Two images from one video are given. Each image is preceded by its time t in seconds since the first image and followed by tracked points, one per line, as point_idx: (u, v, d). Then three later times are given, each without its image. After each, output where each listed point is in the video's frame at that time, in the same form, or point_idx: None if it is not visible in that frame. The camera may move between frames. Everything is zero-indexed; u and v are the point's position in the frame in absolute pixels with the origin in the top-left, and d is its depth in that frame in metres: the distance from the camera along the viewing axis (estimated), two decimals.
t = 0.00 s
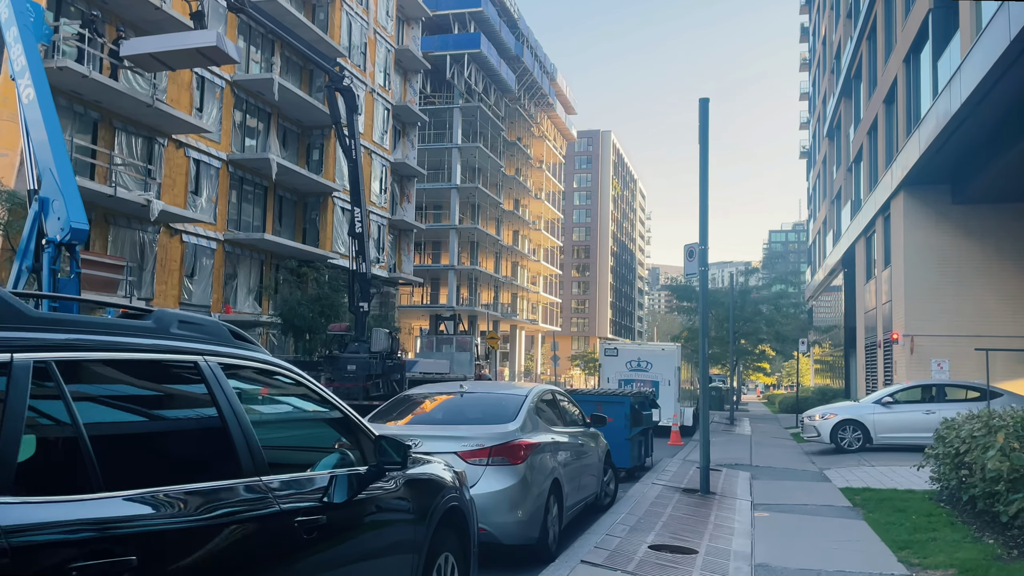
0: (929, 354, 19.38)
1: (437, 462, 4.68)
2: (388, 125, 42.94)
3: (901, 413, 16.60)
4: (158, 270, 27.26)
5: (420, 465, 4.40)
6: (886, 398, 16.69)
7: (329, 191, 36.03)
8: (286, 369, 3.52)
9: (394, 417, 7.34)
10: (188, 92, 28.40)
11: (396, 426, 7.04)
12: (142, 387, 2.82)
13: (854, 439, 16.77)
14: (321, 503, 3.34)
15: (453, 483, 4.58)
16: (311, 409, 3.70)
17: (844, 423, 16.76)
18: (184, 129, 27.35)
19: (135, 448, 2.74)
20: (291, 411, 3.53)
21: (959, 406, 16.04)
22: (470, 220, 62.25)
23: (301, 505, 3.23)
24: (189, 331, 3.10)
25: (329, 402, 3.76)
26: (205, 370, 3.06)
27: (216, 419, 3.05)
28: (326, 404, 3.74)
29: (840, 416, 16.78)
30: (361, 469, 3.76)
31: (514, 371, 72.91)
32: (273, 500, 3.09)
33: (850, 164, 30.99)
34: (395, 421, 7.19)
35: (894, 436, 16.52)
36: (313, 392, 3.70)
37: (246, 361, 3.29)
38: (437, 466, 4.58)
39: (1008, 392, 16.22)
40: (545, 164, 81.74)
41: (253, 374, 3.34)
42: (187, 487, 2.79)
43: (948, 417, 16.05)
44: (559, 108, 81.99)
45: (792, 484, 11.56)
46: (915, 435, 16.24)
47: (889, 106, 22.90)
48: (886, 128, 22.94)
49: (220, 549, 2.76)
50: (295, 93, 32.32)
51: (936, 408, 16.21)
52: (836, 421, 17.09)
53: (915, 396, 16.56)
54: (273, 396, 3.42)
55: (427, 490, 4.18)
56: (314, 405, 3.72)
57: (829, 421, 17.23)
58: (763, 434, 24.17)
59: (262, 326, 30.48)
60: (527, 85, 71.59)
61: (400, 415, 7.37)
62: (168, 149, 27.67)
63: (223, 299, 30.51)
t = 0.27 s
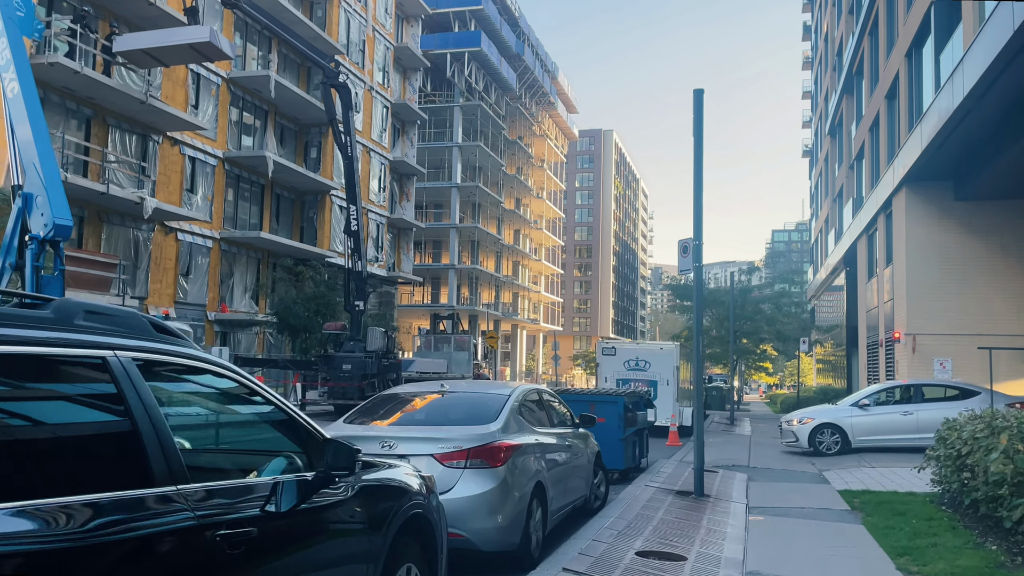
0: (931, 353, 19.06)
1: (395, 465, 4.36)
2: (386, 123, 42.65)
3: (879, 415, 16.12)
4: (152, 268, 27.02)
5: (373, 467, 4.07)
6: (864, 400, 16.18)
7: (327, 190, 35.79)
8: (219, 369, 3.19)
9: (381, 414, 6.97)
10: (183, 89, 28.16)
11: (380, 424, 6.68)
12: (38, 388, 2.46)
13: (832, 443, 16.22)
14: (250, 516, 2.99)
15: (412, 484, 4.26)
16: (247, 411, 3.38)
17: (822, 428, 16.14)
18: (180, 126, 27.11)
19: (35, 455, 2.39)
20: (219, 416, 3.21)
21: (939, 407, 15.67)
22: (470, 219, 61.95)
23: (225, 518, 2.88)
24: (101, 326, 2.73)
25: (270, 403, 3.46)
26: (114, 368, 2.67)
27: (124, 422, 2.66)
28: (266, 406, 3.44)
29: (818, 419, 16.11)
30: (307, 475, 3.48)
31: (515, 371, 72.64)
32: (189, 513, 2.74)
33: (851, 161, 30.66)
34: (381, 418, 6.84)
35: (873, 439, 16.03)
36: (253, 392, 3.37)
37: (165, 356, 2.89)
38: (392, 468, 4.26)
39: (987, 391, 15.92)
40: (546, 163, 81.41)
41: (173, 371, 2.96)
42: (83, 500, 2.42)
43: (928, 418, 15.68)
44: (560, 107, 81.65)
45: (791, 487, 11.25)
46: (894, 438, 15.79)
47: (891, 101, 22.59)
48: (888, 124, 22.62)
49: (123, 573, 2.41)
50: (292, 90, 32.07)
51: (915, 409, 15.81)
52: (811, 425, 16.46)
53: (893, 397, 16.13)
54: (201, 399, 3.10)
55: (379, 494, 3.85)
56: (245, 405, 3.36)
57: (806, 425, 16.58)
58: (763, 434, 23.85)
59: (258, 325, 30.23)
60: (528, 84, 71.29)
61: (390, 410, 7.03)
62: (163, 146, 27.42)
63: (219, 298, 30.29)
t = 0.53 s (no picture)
0: (934, 356, 18.77)
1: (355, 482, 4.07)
2: (386, 124, 42.41)
3: (855, 420, 15.58)
4: (148, 270, 26.79)
5: (327, 486, 3.78)
6: (839, 404, 15.64)
7: (325, 191, 35.56)
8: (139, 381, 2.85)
9: (368, 420, 6.65)
10: (179, 89, 27.95)
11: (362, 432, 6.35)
12: None
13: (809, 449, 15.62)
14: (166, 548, 2.70)
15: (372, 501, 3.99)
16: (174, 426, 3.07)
17: (798, 433, 15.55)
18: (175, 127, 26.90)
19: None
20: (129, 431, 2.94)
21: (917, 410, 15.25)
22: (471, 221, 61.70)
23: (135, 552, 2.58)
24: None
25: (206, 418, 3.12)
26: (3, 382, 2.36)
27: (13, 444, 2.37)
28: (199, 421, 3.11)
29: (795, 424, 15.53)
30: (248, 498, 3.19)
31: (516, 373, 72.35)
32: (89, 548, 2.44)
33: (854, 162, 30.34)
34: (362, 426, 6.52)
35: (850, 445, 15.43)
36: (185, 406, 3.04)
37: (69, 369, 2.59)
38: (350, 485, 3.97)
39: (965, 393, 15.52)
40: (548, 165, 81.13)
41: (80, 383, 2.65)
42: None
43: (906, 422, 15.21)
44: (562, 108, 81.39)
45: (788, 494, 10.97)
46: (872, 443, 15.26)
47: (894, 101, 22.27)
48: (891, 124, 22.33)
49: None
50: (289, 90, 31.83)
51: (892, 414, 15.33)
52: (789, 432, 15.83)
53: (870, 401, 15.64)
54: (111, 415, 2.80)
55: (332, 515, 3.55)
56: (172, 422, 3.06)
57: (783, 432, 15.97)
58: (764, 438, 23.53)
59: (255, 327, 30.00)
60: (529, 85, 71.03)
61: (378, 416, 6.71)
62: (159, 147, 27.21)
63: (215, 300, 30.06)
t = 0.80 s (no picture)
0: (936, 358, 18.42)
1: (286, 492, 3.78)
2: (385, 125, 42.18)
3: (829, 420, 15.44)
4: (141, 272, 26.55)
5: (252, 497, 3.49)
6: (814, 404, 15.51)
7: (322, 192, 35.33)
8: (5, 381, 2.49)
9: (350, 420, 6.34)
10: (173, 89, 27.75)
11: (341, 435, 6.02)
12: None
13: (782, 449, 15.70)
14: (29, 571, 2.35)
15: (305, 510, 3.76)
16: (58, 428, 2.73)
17: (773, 433, 15.73)
18: (169, 126, 26.69)
19: None
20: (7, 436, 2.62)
21: (892, 410, 15.04)
22: (472, 223, 61.43)
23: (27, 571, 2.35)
24: None
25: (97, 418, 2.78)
26: None
27: None
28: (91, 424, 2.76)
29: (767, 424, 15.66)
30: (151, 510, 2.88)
31: (518, 375, 72.06)
32: None
33: (855, 162, 30.02)
34: (336, 429, 6.19)
35: (822, 445, 15.38)
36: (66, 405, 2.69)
37: None
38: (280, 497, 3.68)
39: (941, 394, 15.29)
40: (550, 167, 80.85)
41: None
42: None
43: (880, 423, 15.00)
44: (563, 109, 81.15)
45: (783, 500, 10.65)
46: (844, 443, 15.10)
47: (894, 99, 21.97)
48: (891, 122, 22.01)
49: None
50: (286, 90, 31.62)
51: (866, 413, 15.14)
52: (763, 430, 15.98)
53: (845, 401, 15.46)
54: None
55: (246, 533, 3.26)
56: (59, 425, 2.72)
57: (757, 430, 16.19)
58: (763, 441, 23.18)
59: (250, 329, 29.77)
60: (530, 86, 70.76)
61: (361, 416, 6.40)
62: (152, 148, 27.00)
63: (210, 302, 29.85)
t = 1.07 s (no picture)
0: (935, 360, 18.13)
1: (221, 511, 3.88)
2: (382, 124, 41.93)
3: (806, 423, 15.25)
4: (133, 272, 26.33)
5: (177, 518, 3.60)
6: (790, 406, 15.32)
7: (317, 192, 35.07)
8: None
9: (334, 423, 6.09)
10: (166, 88, 27.52)
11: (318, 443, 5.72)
12: None
13: (757, 452, 15.44)
14: None
15: (242, 536, 3.86)
16: None
17: (748, 435, 15.36)
18: (162, 126, 26.46)
19: None
20: None
21: (869, 415, 14.90)
22: (471, 223, 61.16)
23: None
24: None
25: None
26: None
27: None
28: None
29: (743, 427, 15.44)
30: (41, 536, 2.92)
31: (517, 377, 71.80)
32: None
33: (855, 162, 29.72)
34: (304, 436, 5.91)
35: (798, 448, 15.15)
36: None
37: None
38: (209, 518, 3.77)
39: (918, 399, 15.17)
40: (550, 167, 80.56)
41: None
42: None
43: (857, 427, 14.83)
44: (564, 110, 80.87)
45: (775, 507, 10.40)
46: (820, 447, 14.89)
47: (893, 98, 21.69)
48: (891, 122, 21.71)
49: None
50: (280, 90, 31.38)
51: (843, 417, 14.98)
52: (738, 432, 15.75)
53: (822, 405, 15.30)
54: None
55: (154, 562, 3.36)
56: None
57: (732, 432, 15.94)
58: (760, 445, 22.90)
59: (244, 330, 29.51)
60: (530, 86, 70.46)
61: (345, 419, 6.15)
62: (145, 147, 26.77)
63: (203, 302, 29.59)
